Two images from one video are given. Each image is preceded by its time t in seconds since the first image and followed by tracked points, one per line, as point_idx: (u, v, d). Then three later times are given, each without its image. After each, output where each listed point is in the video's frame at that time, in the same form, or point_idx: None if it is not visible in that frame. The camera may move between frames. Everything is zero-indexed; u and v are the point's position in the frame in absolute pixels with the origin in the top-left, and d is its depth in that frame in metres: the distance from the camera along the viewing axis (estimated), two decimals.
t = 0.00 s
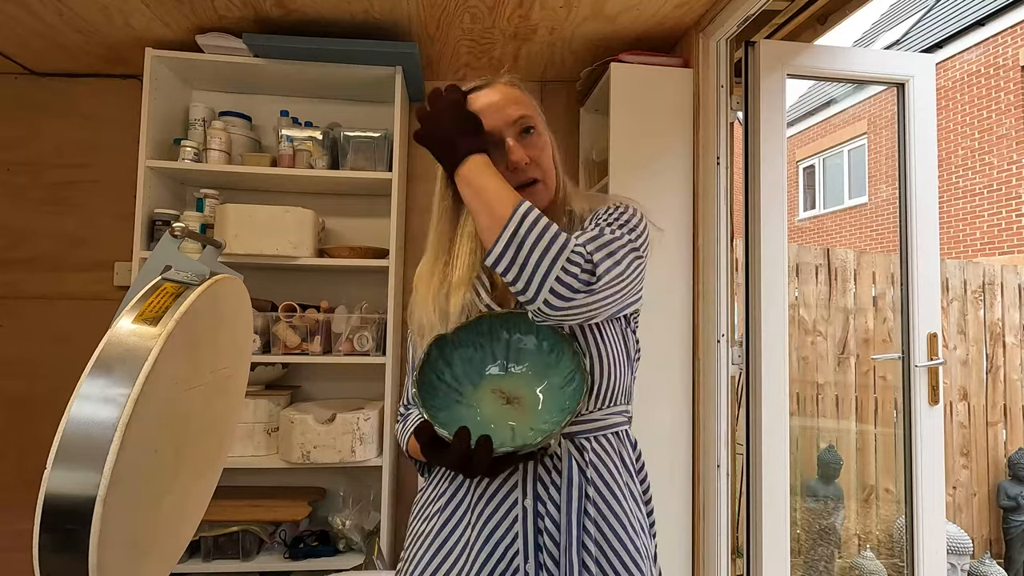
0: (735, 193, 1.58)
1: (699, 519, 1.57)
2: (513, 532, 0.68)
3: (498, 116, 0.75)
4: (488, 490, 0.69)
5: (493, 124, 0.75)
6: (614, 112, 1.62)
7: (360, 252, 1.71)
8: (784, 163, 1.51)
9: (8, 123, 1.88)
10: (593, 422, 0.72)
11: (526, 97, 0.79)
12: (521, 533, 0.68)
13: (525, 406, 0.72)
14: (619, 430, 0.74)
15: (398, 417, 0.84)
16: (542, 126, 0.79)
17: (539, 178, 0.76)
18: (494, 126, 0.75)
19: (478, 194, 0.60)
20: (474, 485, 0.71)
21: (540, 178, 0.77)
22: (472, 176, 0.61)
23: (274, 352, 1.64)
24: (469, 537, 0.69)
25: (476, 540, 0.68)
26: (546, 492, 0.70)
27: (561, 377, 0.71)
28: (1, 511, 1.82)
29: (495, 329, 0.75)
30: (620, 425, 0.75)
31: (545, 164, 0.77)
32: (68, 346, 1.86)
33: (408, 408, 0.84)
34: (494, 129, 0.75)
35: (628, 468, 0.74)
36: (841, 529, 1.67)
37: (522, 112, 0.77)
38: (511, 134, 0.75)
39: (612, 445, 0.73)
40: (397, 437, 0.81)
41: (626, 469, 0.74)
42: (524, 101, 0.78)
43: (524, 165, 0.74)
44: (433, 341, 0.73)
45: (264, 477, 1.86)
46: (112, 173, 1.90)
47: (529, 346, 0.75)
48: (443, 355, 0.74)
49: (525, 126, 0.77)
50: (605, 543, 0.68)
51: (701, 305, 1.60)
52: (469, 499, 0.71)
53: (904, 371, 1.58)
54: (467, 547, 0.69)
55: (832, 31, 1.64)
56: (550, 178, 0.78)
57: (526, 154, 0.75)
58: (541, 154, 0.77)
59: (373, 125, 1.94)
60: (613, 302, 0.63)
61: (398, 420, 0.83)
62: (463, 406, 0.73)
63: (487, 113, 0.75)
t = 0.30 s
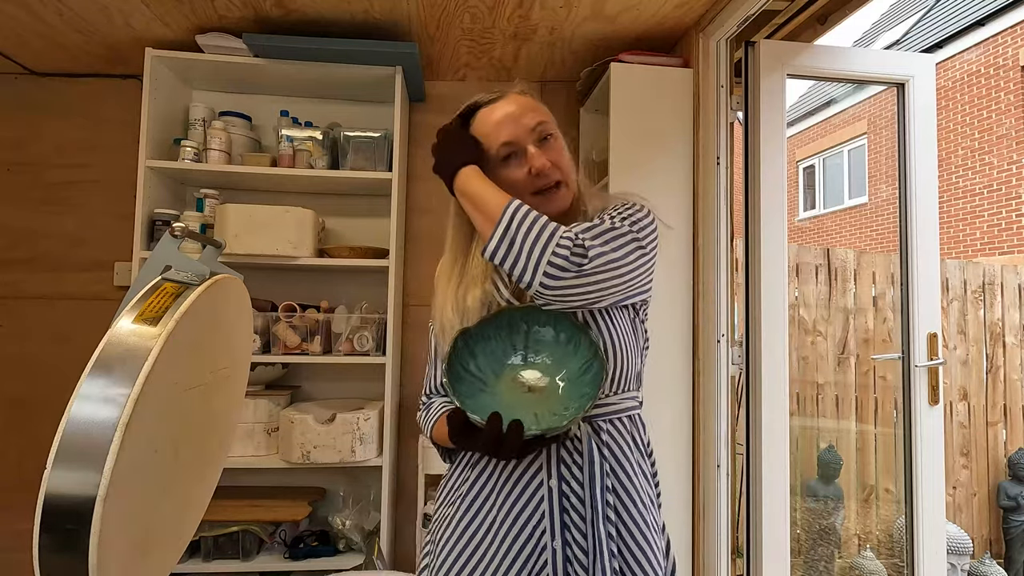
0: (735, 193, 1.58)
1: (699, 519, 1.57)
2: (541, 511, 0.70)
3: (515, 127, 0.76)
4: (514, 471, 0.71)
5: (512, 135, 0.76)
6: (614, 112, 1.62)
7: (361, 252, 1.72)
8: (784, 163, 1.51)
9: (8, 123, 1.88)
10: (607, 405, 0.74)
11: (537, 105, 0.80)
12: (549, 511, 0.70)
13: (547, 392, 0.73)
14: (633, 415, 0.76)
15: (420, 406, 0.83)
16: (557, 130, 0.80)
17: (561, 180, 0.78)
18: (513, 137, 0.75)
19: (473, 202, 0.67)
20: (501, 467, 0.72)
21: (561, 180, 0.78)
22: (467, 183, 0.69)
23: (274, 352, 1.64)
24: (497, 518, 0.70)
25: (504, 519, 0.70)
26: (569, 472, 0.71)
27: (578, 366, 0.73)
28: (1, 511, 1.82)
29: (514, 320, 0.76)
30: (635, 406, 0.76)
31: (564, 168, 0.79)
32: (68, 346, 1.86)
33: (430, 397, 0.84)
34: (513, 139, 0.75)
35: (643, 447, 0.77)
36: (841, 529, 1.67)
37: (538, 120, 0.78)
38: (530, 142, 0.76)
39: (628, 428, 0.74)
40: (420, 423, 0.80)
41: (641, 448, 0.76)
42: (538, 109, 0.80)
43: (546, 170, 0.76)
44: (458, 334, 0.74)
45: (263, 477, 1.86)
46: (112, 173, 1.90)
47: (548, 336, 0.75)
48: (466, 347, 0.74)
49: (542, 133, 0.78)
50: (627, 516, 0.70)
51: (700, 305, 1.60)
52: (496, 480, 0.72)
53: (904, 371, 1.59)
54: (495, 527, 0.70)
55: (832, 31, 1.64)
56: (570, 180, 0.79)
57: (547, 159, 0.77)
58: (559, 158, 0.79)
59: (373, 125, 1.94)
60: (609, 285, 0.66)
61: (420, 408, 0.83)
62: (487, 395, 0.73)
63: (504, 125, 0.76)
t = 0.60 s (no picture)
0: (735, 193, 1.58)
1: (699, 519, 1.57)
2: (561, 494, 0.73)
3: (540, 138, 0.75)
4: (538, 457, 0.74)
5: (538, 146, 0.75)
6: (614, 112, 1.62)
7: (361, 252, 1.71)
8: (784, 163, 1.51)
9: (8, 123, 1.88)
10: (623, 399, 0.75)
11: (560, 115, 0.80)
12: (569, 495, 0.73)
13: (571, 387, 0.74)
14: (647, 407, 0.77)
15: (444, 397, 0.82)
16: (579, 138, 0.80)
17: (587, 187, 0.77)
18: (538, 148, 0.75)
19: (487, 237, 0.68)
20: (525, 455, 0.74)
21: (587, 188, 0.77)
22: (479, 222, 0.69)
23: (274, 352, 1.64)
24: (522, 501, 0.73)
25: (529, 502, 0.73)
26: (589, 458, 0.74)
27: (600, 360, 0.73)
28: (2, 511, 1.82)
29: (537, 320, 0.77)
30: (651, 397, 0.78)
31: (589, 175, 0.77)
32: (68, 346, 1.86)
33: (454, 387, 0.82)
34: (538, 150, 0.75)
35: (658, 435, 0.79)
36: (841, 529, 1.67)
37: (561, 129, 0.76)
38: (555, 151, 0.76)
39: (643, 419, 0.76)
40: (445, 414, 0.79)
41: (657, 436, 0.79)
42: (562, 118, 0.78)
43: (573, 178, 0.75)
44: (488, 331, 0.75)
45: (264, 477, 1.86)
46: (112, 173, 1.90)
47: (570, 334, 0.76)
48: (492, 349, 0.75)
49: (566, 143, 0.77)
50: (643, 502, 0.72)
51: (701, 305, 1.60)
52: (521, 466, 0.74)
53: (904, 371, 1.59)
54: (520, 510, 0.73)
55: (832, 31, 1.64)
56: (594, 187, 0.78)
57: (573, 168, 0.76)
58: (585, 166, 0.77)
59: (373, 125, 1.94)
60: (629, 289, 0.68)
61: (444, 398, 0.82)
62: (514, 391, 0.74)
63: (528, 136, 0.76)
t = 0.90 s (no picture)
0: (735, 193, 1.58)
1: (699, 519, 1.57)
2: (566, 490, 0.73)
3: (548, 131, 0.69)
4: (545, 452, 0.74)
5: (544, 139, 0.69)
6: (614, 112, 1.62)
7: (361, 252, 1.71)
8: (784, 163, 1.51)
9: (8, 123, 1.89)
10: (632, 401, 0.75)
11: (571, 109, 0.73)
12: (574, 491, 0.73)
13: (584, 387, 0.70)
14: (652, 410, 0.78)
15: (451, 390, 0.80)
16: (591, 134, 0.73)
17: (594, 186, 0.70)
18: (545, 142, 0.69)
19: (503, 313, 0.61)
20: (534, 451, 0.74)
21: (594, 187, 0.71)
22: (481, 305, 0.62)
23: (274, 352, 1.64)
24: (529, 496, 0.73)
25: (536, 498, 0.73)
26: (596, 458, 0.74)
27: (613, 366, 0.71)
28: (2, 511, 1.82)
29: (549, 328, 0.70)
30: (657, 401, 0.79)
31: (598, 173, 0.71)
32: (68, 346, 1.86)
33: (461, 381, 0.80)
34: (545, 144, 0.69)
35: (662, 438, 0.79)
36: (841, 529, 1.67)
37: (570, 126, 0.70)
38: (563, 146, 0.69)
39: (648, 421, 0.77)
40: (453, 410, 0.78)
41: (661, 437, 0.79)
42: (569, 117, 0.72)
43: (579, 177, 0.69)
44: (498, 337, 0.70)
45: (264, 477, 1.86)
46: (112, 173, 1.90)
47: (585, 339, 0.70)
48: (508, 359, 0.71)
49: (574, 140, 0.70)
50: (648, 500, 0.73)
51: (700, 305, 1.59)
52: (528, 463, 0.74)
53: (904, 371, 1.59)
54: (527, 505, 0.73)
55: (832, 31, 1.64)
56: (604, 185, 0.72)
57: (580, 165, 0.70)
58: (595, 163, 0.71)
59: (373, 125, 1.94)
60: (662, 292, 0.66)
61: (450, 392, 0.80)
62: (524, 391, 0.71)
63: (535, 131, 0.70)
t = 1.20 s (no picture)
0: (735, 193, 1.57)
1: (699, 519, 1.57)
2: (565, 499, 0.70)
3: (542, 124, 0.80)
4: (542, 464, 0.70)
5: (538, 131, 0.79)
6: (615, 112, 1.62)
7: (361, 252, 1.71)
8: (784, 163, 1.52)
9: (8, 123, 1.89)
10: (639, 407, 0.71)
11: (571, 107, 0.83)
12: (573, 501, 0.70)
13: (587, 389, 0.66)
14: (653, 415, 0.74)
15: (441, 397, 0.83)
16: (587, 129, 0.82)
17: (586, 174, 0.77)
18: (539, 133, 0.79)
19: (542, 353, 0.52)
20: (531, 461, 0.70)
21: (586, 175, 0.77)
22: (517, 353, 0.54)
23: (274, 352, 1.64)
24: (528, 505, 0.71)
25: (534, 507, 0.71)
26: (596, 465, 0.70)
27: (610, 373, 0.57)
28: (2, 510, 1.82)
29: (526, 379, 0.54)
30: (659, 406, 0.75)
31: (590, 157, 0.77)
32: (68, 346, 1.86)
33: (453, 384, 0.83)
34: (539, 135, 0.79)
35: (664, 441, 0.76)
36: (841, 529, 1.67)
37: (564, 117, 0.59)
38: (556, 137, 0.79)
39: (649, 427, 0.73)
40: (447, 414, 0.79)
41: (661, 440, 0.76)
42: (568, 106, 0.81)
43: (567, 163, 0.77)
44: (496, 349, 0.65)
45: (264, 477, 1.86)
46: (112, 173, 1.90)
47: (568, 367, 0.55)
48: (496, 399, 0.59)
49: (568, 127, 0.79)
50: (648, 509, 0.72)
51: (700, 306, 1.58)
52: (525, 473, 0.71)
53: (904, 371, 1.59)
54: (526, 515, 0.71)
55: (832, 31, 1.64)
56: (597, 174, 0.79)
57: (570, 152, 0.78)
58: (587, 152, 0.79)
59: (373, 125, 1.94)
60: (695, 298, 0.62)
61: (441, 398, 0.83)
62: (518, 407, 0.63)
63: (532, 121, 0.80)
